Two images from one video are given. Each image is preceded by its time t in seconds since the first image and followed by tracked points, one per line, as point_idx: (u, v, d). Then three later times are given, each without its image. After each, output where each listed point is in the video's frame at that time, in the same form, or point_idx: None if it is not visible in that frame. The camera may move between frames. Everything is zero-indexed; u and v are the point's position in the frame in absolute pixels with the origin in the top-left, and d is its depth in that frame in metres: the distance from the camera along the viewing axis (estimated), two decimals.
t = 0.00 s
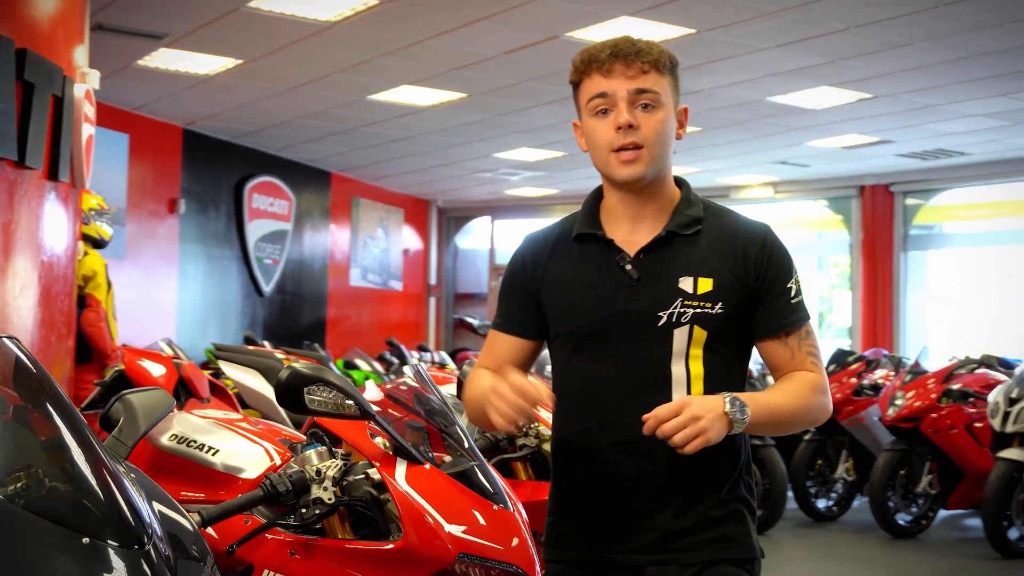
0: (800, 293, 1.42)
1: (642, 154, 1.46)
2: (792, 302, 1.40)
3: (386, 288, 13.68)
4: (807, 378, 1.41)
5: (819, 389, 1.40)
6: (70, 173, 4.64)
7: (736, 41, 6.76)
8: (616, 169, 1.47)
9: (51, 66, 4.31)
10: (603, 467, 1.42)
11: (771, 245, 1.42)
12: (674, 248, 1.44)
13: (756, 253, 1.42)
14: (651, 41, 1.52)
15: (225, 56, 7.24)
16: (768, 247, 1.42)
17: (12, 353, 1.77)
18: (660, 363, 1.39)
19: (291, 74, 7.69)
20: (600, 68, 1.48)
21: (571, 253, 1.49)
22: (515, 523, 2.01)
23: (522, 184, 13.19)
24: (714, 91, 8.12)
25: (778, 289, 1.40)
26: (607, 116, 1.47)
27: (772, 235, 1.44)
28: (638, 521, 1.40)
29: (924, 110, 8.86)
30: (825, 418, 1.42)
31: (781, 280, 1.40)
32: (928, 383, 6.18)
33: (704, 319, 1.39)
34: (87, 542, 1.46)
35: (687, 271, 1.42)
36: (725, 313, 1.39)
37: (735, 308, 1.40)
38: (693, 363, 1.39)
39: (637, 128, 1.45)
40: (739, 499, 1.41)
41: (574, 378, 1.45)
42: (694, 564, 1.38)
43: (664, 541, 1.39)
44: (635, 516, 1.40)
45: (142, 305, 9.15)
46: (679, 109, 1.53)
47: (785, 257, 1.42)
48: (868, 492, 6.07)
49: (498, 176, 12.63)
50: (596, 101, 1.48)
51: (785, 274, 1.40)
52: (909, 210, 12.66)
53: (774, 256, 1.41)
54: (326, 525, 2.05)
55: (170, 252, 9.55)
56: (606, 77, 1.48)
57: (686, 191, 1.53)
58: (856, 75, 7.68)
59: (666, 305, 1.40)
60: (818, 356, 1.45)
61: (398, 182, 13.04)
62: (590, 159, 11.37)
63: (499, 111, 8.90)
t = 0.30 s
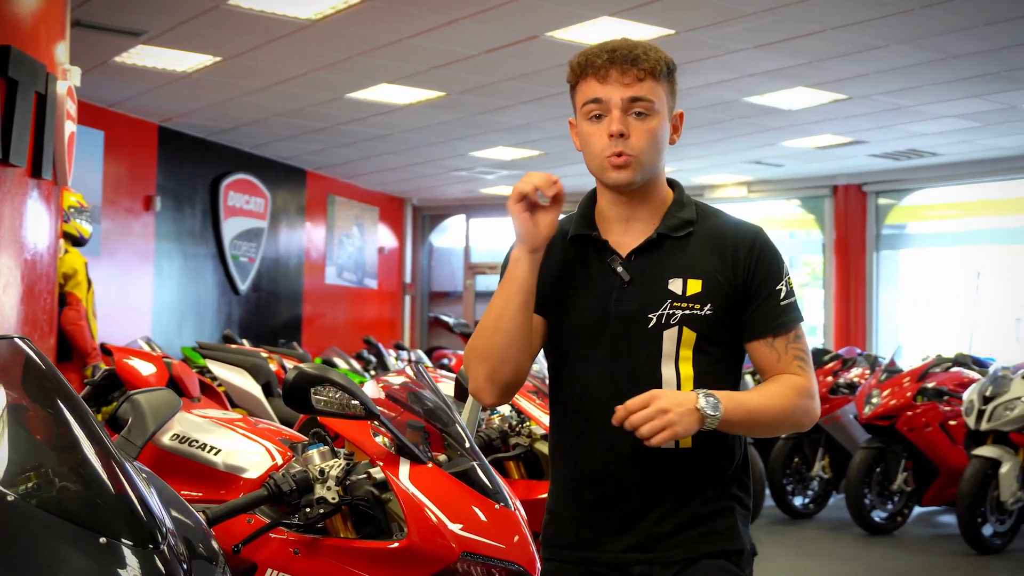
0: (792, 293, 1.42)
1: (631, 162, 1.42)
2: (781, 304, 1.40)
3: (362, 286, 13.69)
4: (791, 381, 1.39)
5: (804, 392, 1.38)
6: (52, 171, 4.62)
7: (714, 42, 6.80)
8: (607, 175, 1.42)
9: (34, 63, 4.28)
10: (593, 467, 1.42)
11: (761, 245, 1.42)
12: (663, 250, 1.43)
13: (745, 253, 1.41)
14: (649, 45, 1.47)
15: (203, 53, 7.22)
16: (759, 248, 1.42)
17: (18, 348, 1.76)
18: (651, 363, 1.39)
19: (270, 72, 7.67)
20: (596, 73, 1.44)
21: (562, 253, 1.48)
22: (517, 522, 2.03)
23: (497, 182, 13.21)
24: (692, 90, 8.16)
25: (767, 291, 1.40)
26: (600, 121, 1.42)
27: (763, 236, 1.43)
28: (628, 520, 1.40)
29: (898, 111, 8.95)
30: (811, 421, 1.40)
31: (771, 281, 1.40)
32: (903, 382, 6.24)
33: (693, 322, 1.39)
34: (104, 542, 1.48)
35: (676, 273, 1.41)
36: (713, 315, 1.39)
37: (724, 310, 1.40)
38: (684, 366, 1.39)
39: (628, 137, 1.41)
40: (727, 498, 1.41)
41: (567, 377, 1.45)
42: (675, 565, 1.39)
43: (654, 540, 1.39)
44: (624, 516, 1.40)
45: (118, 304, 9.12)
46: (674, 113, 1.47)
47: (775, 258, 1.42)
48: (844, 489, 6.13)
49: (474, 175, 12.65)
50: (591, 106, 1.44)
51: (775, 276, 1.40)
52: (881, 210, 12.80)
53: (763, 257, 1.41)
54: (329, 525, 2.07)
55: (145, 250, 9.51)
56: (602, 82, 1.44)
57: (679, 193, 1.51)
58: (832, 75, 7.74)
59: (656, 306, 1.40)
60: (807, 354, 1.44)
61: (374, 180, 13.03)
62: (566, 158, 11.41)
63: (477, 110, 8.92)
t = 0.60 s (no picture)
0: (790, 309, 1.43)
1: (632, 175, 1.45)
2: (780, 319, 1.41)
3: (341, 289, 13.67)
4: (789, 396, 1.40)
5: (803, 408, 1.40)
6: (39, 175, 4.62)
7: (696, 48, 6.85)
8: (608, 188, 1.45)
9: (22, 67, 4.28)
10: (586, 478, 1.44)
11: (759, 259, 1.44)
12: (661, 263, 1.45)
13: (743, 266, 1.44)
14: (651, 59, 1.50)
15: (186, 56, 7.21)
16: (756, 262, 1.44)
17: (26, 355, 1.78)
18: (647, 376, 1.41)
19: (253, 74, 7.68)
20: (598, 86, 1.47)
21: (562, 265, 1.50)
22: (515, 529, 2.07)
23: (478, 185, 13.24)
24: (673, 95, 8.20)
25: (764, 306, 1.41)
26: (602, 134, 1.46)
27: (761, 250, 1.45)
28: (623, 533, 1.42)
29: (877, 116, 9.02)
30: (808, 436, 1.41)
31: (769, 295, 1.41)
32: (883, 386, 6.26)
33: (690, 335, 1.41)
34: (118, 550, 1.49)
35: (674, 287, 1.43)
36: (710, 329, 1.41)
37: (721, 324, 1.42)
38: (679, 380, 1.41)
39: (630, 150, 1.44)
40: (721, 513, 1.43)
41: (563, 389, 1.46)
42: None
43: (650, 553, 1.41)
44: (619, 529, 1.42)
45: (99, 306, 9.09)
46: (674, 126, 1.51)
47: (773, 271, 1.44)
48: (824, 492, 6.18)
49: (455, 178, 12.67)
50: (592, 119, 1.47)
51: (773, 289, 1.42)
52: (859, 214, 12.89)
53: (763, 271, 1.43)
54: (329, 531, 2.06)
55: (125, 252, 9.48)
56: (604, 95, 1.46)
57: (678, 206, 1.53)
58: (813, 82, 7.81)
59: (653, 320, 1.42)
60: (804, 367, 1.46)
61: (354, 182, 13.02)
62: (547, 162, 11.45)
63: (459, 113, 8.94)
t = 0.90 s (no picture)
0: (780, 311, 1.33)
1: (626, 171, 1.34)
2: (769, 321, 1.31)
3: (310, 290, 13.66)
4: (773, 401, 1.30)
5: (788, 412, 1.30)
6: (12, 176, 4.60)
7: (667, 50, 6.90)
8: (597, 183, 1.34)
9: None
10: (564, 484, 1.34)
11: (750, 261, 1.33)
12: (649, 263, 1.34)
13: (734, 268, 1.33)
14: (647, 53, 1.39)
15: (156, 57, 7.19)
16: (747, 263, 1.33)
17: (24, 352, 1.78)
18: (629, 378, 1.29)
19: (223, 76, 7.66)
20: (592, 77, 1.35)
21: (548, 263, 1.39)
22: (502, 528, 2.10)
23: (446, 186, 13.28)
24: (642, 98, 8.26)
25: (753, 309, 1.31)
26: (594, 127, 1.35)
27: (751, 251, 1.35)
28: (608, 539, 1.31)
29: (842, 119, 9.13)
30: (794, 442, 1.31)
31: (758, 299, 1.31)
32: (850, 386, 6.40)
33: (677, 336, 1.29)
34: (121, 547, 1.52)
35: (661, 287, 1.32)
36: (698, 330, 1.29)
37: (709, 325, 1.30)
38: (665, 382, 1.29)
39: (623, 144, 1.33)
40: (708, 520, 1.32)
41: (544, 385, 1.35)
42: None
43: (633, 559, 1.31)
44: (600, 534, 1.32)
45: (68, 308, 9.06)
46: (667, 125, 1.40)
47: (766, 276, 1.33)
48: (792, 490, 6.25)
49: (423, 179, 12.70)
50: (585, 111, 1.36)
51: (762, 291, 1.31)
52: (824, 215, 13.04)
53: (752, 275, 1.32)
54: (319, 530, 2.10)
55: (93, 253, 9.45)
56: (597, 86, 1.35)
57: (669, 205, 1.42)
58: (780, 84, 7.89)
59: (639, 321, 1.30)
60: (793, 372, 1.35)
61: (322, 183, 13.01)
62: (515, 163, 11.49)
63: (428, 114, 8.96)
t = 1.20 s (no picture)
0: (783, 308, 1.32)
1: (627, 161, 1.34)
2: (771, 317, 1.31)
3: (285, 290, 13.64)
4: (779, 400, 1.29)
5: (794, 412, 1.29)
6: None
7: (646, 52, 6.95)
8: (599, 172, 1.35)
9: None
10: (562, 486, 1.35)
11: (751, 256, 1.33)
12: (649, 258, 1.34)
13: (733, 264, 1.32)
14: (651, 45, 1.40)
15: (134, 57, 7.18)
16: (748, 259, 1.32)
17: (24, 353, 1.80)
18: (628, 374, 1.30)
19: (201, 76, 7.66)
20: (594, 67, 1.37)
21: (546, 257, 1.40)
22: (494, 526, 2.13)
23: (422, 187, 13.30)
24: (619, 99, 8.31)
25: (752, 305, 1.31)
26: (596, 117, 1.35)
27: (754, 247, 1.34)
28: (603, 538, 1.32)
29: (816, 121, 9.22)
30: (801, 441, 1.30)
31: (758, 295, 1.31)
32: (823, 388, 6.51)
33: (673, 333, 1.29)
34: (125, 545, 1.54)
35: (660, 283, 1.32)
36: (697, 326, 1.29)
37: (708, 320, 1.30)
38: (663, 377, 1.29)
39: (624, 134, 1.34)
40: (711, 522, 1.32)
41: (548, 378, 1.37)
42: None
43: (630, 558, 1.31)
44: (599, 533, 1.32)
45: (42, 309, 9.01)
46: (670, 118, 1.41)
47: (766, 272, 1.33)
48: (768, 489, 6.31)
49: (399, 179, 12.72)
50: (586, 101, 1.36)
51: (763, 288, 1.31)
52: (798, 217, 13.15)
53: (754, 273, 1.31)
54: (313, 528, 2.14)
55: (69, 253, 9.41)
56: (600, 77, 1.36)
57: (671, 198, 1.42)
58: (755, 87, 7.96)
59: (637, 315, 1.31)
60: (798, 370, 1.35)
61: (298, 184, 13.00)
62: (492, 164, 11.52)
63: (406, 116, 8.99)
